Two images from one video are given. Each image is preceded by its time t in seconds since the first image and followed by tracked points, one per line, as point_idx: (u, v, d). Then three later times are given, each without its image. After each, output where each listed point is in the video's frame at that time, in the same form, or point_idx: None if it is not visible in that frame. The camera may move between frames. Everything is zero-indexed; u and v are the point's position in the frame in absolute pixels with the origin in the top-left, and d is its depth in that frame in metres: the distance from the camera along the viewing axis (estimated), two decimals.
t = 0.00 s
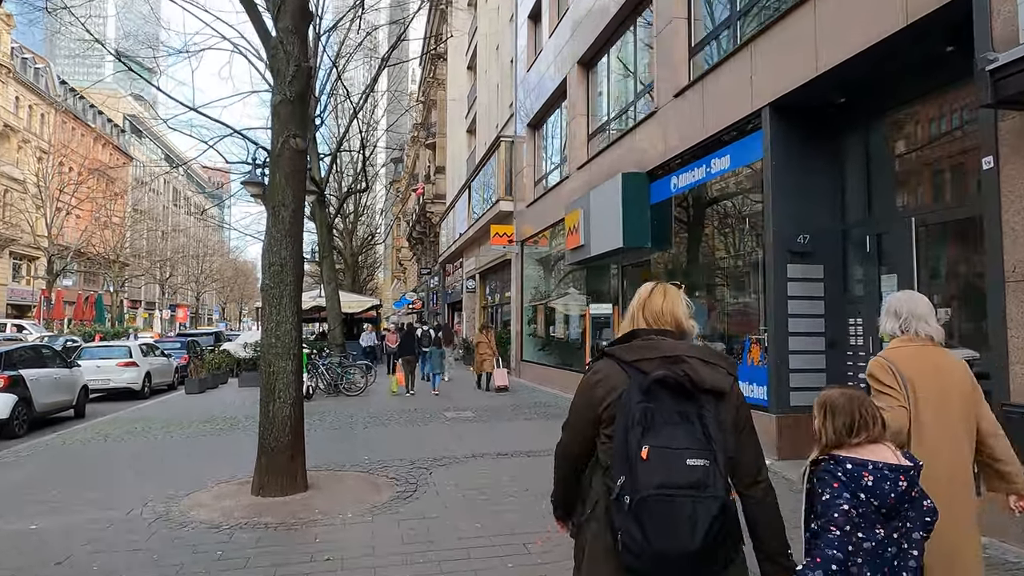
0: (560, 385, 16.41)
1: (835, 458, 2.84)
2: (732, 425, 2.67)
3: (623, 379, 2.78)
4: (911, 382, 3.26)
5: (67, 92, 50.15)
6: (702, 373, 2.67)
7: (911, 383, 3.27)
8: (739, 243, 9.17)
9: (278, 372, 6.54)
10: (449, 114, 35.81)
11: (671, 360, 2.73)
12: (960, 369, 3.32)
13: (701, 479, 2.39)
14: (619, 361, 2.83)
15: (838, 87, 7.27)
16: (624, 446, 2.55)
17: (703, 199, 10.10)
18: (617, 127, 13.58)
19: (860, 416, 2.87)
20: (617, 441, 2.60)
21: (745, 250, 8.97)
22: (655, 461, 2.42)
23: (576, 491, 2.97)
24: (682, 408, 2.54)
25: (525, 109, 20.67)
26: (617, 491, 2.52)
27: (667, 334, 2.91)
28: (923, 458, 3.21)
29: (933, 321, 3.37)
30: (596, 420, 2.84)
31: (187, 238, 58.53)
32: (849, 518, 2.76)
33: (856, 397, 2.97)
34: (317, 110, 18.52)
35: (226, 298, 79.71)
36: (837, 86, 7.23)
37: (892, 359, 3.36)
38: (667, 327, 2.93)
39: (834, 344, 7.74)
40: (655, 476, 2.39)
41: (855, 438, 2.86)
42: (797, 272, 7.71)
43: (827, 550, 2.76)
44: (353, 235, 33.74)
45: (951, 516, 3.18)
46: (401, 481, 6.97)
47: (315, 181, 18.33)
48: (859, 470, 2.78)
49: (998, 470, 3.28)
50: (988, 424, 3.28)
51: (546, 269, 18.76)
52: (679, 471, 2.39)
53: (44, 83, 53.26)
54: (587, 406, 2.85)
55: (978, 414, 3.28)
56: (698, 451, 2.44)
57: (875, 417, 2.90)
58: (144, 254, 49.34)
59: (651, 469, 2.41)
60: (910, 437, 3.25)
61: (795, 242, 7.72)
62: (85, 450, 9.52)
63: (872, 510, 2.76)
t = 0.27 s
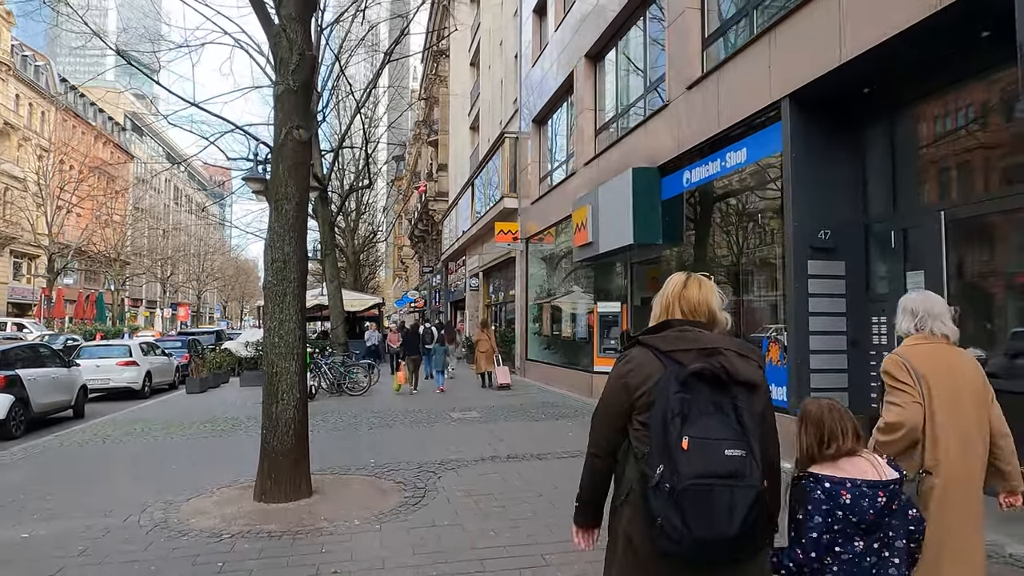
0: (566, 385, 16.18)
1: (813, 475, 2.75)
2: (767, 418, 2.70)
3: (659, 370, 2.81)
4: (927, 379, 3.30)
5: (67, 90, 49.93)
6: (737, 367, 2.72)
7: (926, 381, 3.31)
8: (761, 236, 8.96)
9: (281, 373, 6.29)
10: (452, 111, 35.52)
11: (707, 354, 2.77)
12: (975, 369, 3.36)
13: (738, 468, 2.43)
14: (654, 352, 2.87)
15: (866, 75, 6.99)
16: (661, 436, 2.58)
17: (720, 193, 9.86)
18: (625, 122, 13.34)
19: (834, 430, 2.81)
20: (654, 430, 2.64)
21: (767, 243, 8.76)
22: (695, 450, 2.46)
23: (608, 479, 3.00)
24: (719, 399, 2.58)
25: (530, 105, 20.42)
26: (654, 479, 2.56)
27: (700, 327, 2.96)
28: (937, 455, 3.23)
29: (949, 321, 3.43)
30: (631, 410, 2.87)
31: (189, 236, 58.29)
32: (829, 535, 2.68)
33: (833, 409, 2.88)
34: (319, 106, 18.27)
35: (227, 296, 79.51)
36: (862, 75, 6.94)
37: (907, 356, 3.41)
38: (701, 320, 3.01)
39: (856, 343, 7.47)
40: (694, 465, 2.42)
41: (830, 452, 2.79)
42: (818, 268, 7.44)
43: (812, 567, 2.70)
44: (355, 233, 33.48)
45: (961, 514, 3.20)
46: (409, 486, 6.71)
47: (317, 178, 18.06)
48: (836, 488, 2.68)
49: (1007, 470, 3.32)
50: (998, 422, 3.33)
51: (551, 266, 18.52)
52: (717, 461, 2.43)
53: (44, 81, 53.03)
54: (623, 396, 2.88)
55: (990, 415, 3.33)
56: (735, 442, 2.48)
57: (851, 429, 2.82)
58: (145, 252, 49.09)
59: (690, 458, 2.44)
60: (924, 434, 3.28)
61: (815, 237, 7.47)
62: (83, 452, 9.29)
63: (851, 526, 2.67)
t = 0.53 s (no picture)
0: (570, 386, 15.97)
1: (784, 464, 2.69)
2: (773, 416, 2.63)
3: (668, 370, 2.68)
4: (938, 377, 3.18)
5: (69, 91, 49.89)
6: (745, 365, 2.63)
7: (938, 378, 3.19)
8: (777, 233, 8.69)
9: (281, 374, 6.07)
10: (454, 110, 35.36)
11: (715, 352, 2.66)
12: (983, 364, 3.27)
13: (754, 465, 2.34)
14: (661, 352, 2.73)
15: (886, 67, 6.74)
16: (673, 434, 2.46)
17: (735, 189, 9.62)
18: (631, 119, 13.14)
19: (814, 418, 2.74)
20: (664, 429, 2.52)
21: (784, 240, 8.49)
22: (710, 447, 2.35)
23: (617, 486, 2.81)
24: (731, 396, 2.49)
25: (533, 103, 20.23)
26: (668, 479, 2.44)
27: (705, 326, 2.83)
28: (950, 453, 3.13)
29: (956, 318, 3.31)
30: (640, 412, 2.72)
31: (190, 237, 58.20)
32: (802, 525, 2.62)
33: (814, 399, 2.81)
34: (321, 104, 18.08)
35: (229, 297, 79.37)
36: (882, 65, 6.69)
37: (915, 354, 3.28)
38: (705, 319, 2.87)
39: (875, 344, 7.24)
40: (710, 464, 2.31)
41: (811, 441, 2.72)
42: (834, 266, 7.21)
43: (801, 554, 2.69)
44: (357, 234, 33.30)
45: (975, 512, 3.11)
46: (414, 491, 6.49)
47: (318, 177, 17.87)
48: (804, 476, 2.62)
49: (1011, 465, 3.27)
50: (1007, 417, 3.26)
51: (555, 267, 18.33)
52: (733, 457, 2.33)
53: (45, 82, 52.99)
54: (631, 398, 2.72)
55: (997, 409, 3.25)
56: (749, 437, 2.39)
57: (831, 418, 2.73)
58: (146, 253, 48.99)
59: (705, 455, 2.34)
60: (936, 433, 3.17)
61: (832, 234, 7.24)
62: (79, 454, 9.08)
63: (825, 515, 2.61)
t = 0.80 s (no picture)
0: (573, 387, 15.73)
1: (794, 458, 2.82)
2: (744, 417, 2.51)
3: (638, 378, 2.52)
4: (925, 380, 3.14)
5: (68, 90, 49.60)
6: (715, 368, 2.49)
7: (925, 382, 3.15)
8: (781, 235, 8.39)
9: (277, 376, 5.80)
10: (455, 108, 35.08)
11: (684, 357, 2.50)
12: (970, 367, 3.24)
13: (721, 468, 2.27)
14: (632, 360, 2.55)
15: (906, 56, 6.47)
16: (643, 442, 2.35)
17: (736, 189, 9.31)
18: (634, 115, 12.89)
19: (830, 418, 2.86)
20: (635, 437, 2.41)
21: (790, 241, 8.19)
22: (679, 454, 2.26)
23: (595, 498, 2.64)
24: (699, 400, 2.37)
25: (535, 100, 19.97)
26: (641, 485, 2.37)
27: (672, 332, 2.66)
28: (939, 457, 3.08)
29: (941, 322, 3.29)
30: (614, 421, 2.56)
31: (189, 237, 57.90)
32: (803, 518, 2.76)
33: (826, 398, 2.93)
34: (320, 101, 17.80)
35: (228, 297, 79.00)
36: (903, 55, 6.43)
37: (902, 358, 3.24)
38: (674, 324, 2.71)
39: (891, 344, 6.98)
40: (678, 469, 2.24)
41: (823, 439, 2.85)
42: (850, 263, 6.96)
43: (797, 550, 2.80)
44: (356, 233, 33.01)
45: (967, 516, 3.06)
46: (415, 498, 6.23)
47: (317, 175, 17.60)
48: (812, 471, 2.75)
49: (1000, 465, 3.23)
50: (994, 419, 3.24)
51: (557, 266, 18.10)
52: (700, 463, 2.25)
53: (43, 80, 52.67)
54: (603, 407, 2.55)
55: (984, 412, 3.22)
56: (715, 440, 2.31)
57: (844, 420, 2.86)
58: (145, 252, 48.67)
59: (675, 463, 2.25)
60: (925, 436, 3.11)
61: (848, 230, 6.98)
62: (70, 459, 8.83)
63: (825, 512, 2.73)
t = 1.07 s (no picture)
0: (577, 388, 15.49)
1: (801, 457, 2.78)
2: (736, 407, 2.54)
3: (631, 369, 2.58)
4: (919, 377, 3.19)
5: (66, 90, 49.28)
6: (706, 359, 2.54)
7: (919, 378, 3.20)
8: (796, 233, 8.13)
9: (274, 378, 5.55)
10: (455, 107, 34.82)
11: (676, 348, 2.56)
12: (972, 364, 3.24)
13: (714, 453, 2.28)
14: (625, 352, 2.63)
15: (930, 45, 6.19)
16: (635, 428, 2.39)
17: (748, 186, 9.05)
18: (640, 111, 12.67)
19: (835, 417, 2.82)
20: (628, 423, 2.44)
21: (804, 239, 7.93)
22: (671, 440, 2.28)
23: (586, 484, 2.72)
24: (691, 389, 2.41)
25: (537, 98, 19.73)
26: (634, 472, 2.39)
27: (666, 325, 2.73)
28: (932, 452, 3.13)
29: (944, 322, 3.31)
30: (608, 411, 2.62)
31: (188, 237, 57.60)
32: (809, 517, 2.72)
33: (828, 398, 2.89)
34: (319, 98, 17.53)
35: (228, 298, 78.66)
36: (926, 44, 6.16)
37: (900, 355, 3.29)
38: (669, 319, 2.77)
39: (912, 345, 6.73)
40: (670, 454, 2.26)
41: (827, 438, 2.80)
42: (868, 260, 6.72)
43: (805, 549, 2.74)
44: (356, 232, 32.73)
45: (961, 510, 3.11)
46: (420, 505, 5.98)
47: (317, 173, 17.33)
48: (820, 471, 2.71)
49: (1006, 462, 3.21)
50: (995, 416, 3.25)
51: (559, 265, 17.87)
52: (692, 448, 2.27)
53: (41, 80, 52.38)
54: (597, 397, 2.61)
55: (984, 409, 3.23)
56: (708, 426, 2.33)
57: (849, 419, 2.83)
58: (144, 253, 48.36)
59: (667, 448, 2.27)
60: (918, 432, 3.17)
61: (867, 226, 6.74)
62: (61, 463, 8.56)
63: (831, 510, 2.70)
